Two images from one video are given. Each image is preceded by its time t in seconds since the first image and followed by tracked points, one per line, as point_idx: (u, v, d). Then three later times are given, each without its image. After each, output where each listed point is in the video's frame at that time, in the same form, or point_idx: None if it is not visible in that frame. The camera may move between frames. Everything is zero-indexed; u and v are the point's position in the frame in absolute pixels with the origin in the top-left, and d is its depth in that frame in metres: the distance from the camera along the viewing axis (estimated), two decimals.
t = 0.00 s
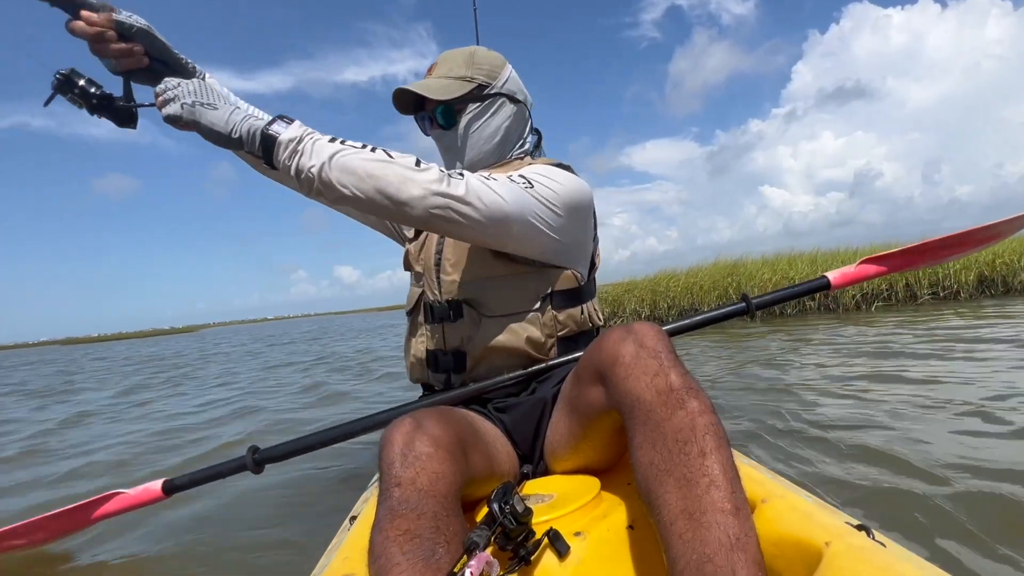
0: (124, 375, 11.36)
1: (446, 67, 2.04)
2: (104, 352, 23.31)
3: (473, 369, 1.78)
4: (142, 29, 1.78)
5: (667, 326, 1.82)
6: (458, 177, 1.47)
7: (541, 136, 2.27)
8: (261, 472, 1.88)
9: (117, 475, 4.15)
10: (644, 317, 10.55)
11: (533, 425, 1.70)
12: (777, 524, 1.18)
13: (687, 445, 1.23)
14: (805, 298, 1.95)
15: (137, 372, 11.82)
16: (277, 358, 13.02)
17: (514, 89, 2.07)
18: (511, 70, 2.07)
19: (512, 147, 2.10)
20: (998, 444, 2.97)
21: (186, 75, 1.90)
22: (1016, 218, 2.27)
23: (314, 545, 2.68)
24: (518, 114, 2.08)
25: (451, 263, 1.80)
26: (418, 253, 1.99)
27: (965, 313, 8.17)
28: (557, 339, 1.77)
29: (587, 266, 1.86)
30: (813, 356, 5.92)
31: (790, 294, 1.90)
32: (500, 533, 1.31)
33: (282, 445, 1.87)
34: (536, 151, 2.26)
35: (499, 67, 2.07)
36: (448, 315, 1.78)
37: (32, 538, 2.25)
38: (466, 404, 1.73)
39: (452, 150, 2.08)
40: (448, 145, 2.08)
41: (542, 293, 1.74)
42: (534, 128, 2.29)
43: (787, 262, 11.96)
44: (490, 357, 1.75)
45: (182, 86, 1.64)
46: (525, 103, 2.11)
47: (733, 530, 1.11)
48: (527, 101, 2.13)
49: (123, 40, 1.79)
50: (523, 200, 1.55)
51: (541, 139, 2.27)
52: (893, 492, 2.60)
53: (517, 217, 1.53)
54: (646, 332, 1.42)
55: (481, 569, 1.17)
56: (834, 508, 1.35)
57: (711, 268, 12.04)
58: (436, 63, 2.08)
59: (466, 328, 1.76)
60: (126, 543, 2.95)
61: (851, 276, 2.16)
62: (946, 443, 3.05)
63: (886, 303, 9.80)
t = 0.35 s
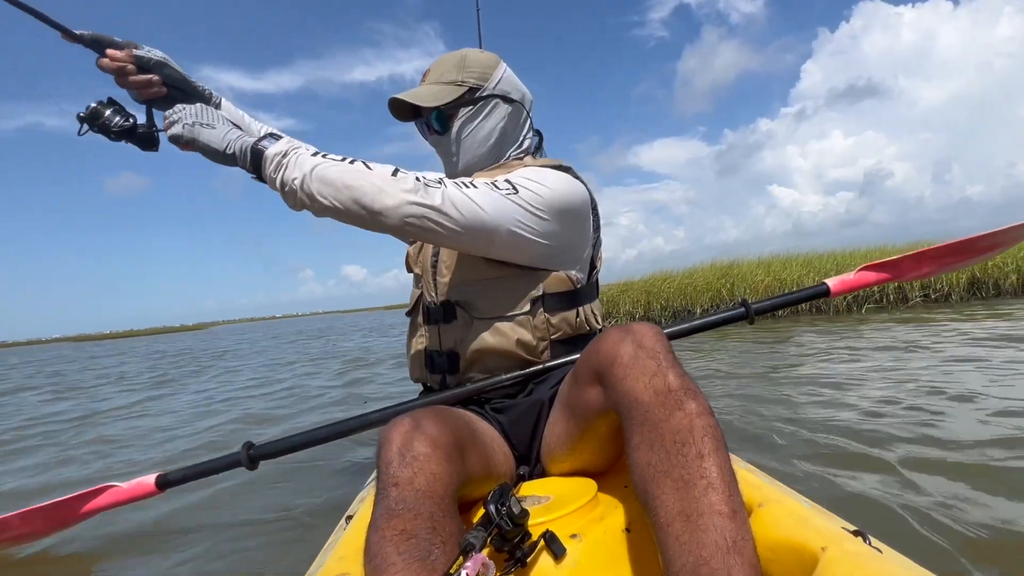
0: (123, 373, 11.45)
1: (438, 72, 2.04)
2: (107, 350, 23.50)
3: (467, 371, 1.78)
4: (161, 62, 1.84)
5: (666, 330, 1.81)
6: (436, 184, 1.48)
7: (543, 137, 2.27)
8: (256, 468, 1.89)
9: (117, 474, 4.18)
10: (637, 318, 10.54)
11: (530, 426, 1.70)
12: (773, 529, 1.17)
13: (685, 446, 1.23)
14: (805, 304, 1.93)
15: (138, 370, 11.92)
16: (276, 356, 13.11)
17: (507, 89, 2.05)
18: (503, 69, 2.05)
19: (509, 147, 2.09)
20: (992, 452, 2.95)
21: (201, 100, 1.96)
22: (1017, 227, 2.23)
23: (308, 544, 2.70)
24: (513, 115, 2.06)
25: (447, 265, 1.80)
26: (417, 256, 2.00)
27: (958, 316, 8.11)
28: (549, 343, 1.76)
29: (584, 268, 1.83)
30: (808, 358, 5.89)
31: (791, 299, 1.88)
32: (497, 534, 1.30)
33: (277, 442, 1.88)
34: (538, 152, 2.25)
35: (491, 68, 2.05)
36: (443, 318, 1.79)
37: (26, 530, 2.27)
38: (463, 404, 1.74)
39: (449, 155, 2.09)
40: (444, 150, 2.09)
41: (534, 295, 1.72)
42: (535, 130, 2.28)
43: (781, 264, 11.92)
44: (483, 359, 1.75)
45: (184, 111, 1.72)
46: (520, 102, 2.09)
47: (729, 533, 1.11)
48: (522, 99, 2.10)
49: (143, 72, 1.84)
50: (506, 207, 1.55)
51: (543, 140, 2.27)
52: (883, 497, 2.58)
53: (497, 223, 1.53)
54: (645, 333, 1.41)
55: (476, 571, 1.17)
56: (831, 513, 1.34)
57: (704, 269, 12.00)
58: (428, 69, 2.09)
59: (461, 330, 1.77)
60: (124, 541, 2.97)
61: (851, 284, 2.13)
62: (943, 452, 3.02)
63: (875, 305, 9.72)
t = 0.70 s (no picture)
0: (119, 371, 11.44)
1: (416, 85, 2.06)
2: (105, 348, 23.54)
3: (471, 374, 1.77)
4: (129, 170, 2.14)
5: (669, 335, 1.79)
6: (559, 212, 1.50)
7: (546, 139, 2.29)
8: (260, 463, 1.90)
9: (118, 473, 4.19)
10: (629, 319, 10.51)
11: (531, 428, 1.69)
12: (772, 534, 1.17)
13: (684, 450, 1.22)
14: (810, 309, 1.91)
15: (134, 368, 11.92)
16: (272, 356, 13.12)
17: (483, 91, 2.01)
18: (479, 73, 2.02)
19: (490, 152, 2.06)
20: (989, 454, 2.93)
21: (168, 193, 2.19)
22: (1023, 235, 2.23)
23: (307, 548, 2.71)
24: (492, 117, 2.02)
25: (450, 268, 1.80)
26: (418, 261, 1.99)
27: (950, 317, 8.10)
28: (555, 346, 1.76)
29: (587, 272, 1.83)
30: (803, 361, 5.87)
31: (794, 305, 1.86)
32: (494, 535, 1.30)
33: (279, 438, 1.88)
34: (541, 154, 2.28)
35: (468, 71, 2.03)
36: (447, 322, 1.78)
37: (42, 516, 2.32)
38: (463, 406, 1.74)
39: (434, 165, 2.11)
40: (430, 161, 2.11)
41: (540, 299, 1.71)
42: (536, 131, 2.30)
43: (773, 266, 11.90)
44: (488, 361, 1.74)
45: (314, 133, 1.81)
46: (501, 103, 2.04)
47: (728, 538, 1.10)
48: (504, 99, 2.05)
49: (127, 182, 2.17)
50: (592, 229, 1.64)
51: (547, 142, 2.29)
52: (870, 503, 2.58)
53: (589, 248, 1.62)
54: (645, 336, 1.41)
55: (473, 571, 1.17)
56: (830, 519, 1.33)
57: (696, 270, 11.97)
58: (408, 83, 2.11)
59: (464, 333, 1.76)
60: (126, 543, 2.98)
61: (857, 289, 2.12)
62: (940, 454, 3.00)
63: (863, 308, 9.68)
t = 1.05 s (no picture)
0: (109, 372, 11.37)
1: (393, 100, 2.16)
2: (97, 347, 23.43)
3: (468, 380, 1.72)
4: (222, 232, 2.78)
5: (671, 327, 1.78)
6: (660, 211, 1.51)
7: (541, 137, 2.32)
8: (259, 473, 1.89)
9: (114, 475, 4.18)
10: (617, 320, 10.48)
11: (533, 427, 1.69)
12: (778, 525, 1.16)
13: (687, 443, 1.22)
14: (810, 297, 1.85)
15: (125, 368, 11.86)
16: (263, 355, 13.08)
17: (432, 101, 1.99)
18: (432, 82, 2.00)
19: (442, 162, 2.03)
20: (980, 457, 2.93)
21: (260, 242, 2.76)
22: None
23: (304, 554, 2.72)
24: (437, 128, 1.99)
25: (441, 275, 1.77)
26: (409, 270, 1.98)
27: (936, 318, 8.13)
28: (551, 343, 1.70)
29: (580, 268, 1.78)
30: (793, 360, 5.87)
31: (793, 294, 1.81)
32: (501, 535, 1.30)
33: (276, 448, 1.88)
34: (537, 152, 2.32)
35: (425, 81, 2.04)
36: (441, 329, 1.74)
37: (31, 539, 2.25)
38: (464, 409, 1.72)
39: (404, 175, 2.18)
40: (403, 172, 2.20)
41: (532, 299, 1.67)
42: (531, 129, 2.34)
43: (759, 267, 11.91)
44: (484, 365, 1.69)
45: (436, 267, 1.40)
46: (449, 112, 1.98)
47: (733, 529, 1.10)
48: (454, 108, 1.98)
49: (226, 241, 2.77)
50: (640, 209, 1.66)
51: (541, 139, 2.32)
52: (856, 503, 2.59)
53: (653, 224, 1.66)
54: (645, 329, 1.41)
55: (481, 571, 1.17)
56: (835, 509, 1.33)
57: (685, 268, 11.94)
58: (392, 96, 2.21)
59: (459, 341, 1.70)
60: (124, 551, 2.98)
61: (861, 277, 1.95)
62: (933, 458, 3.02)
63: (847, 308, 9.70)
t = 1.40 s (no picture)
0: (97, 372, 11.27)
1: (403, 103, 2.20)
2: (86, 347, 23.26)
3: (462, 380, 1.72)
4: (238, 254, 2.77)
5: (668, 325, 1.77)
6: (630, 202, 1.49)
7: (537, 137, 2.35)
8: (256, 475, 1.89)
9: (108, 476, 4.16)
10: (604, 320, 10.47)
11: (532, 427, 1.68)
12: (780, 522, 1.16)
13: (689, 438, 1.22)
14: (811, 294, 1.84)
15: (114, 368, 11.78)
16: (254, 356, 13.03)
17: (427, 102, 2.00)
18: (430, 84, 2.02)
19: (431, 162, 2.03)
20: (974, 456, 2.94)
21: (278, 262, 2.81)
22: None
23: (299, 554, 2.72)
24: (427, 129, 1.99)
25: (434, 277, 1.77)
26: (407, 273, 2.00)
27: (922, 319, 8.21)
28: (543, 343, 1.69)
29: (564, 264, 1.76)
30: (783, 361, 5.89)
31: (793, 291, 1.81)
32: (503, 535, 1.31)
33: (275, 451, 1.86)
34: (533, 151, 2.34)
35: (425, 84, 2.05)
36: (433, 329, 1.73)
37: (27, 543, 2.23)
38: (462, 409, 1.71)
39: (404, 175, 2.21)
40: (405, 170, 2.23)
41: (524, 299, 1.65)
42: (527, 128, 2.34)
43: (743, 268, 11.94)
44: (476, 366, 1.68)
45: (400, 297, 1.43)
46: (439, 114, 1.97)
47: (735, 524, 1.10)
48: (445, 110, 1.98)
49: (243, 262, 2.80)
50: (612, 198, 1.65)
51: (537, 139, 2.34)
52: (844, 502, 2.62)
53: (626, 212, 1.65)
54: (645, 325, 1.41)
55: (484, 571, 1.18)
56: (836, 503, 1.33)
57: (674, 269, 11.97)
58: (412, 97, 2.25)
59: (451, 341, 1.69)
60: (120, 553, 2.96)
61: (856, 275, 1.93)
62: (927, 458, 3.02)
63: (829, 309, 9.76)
